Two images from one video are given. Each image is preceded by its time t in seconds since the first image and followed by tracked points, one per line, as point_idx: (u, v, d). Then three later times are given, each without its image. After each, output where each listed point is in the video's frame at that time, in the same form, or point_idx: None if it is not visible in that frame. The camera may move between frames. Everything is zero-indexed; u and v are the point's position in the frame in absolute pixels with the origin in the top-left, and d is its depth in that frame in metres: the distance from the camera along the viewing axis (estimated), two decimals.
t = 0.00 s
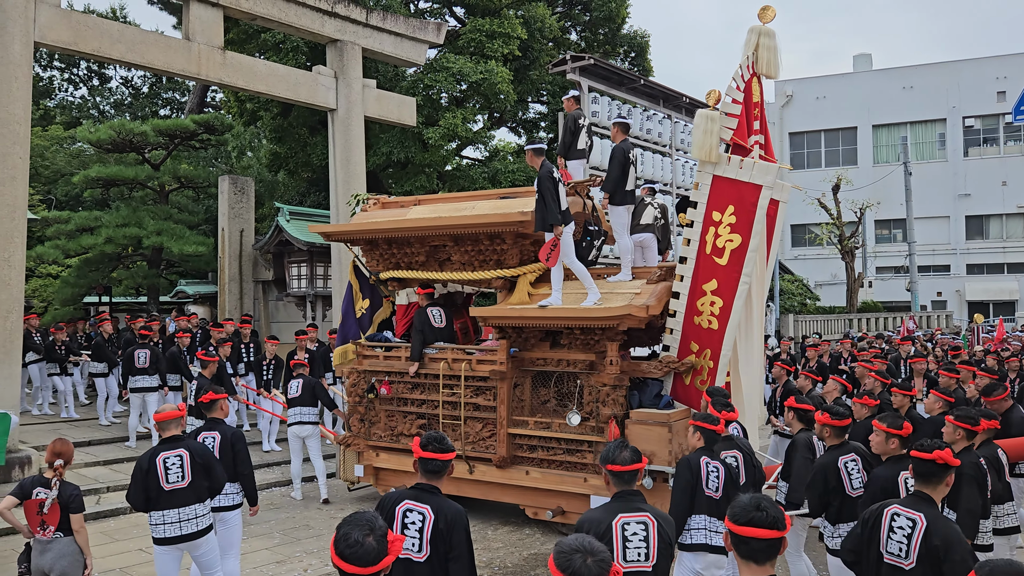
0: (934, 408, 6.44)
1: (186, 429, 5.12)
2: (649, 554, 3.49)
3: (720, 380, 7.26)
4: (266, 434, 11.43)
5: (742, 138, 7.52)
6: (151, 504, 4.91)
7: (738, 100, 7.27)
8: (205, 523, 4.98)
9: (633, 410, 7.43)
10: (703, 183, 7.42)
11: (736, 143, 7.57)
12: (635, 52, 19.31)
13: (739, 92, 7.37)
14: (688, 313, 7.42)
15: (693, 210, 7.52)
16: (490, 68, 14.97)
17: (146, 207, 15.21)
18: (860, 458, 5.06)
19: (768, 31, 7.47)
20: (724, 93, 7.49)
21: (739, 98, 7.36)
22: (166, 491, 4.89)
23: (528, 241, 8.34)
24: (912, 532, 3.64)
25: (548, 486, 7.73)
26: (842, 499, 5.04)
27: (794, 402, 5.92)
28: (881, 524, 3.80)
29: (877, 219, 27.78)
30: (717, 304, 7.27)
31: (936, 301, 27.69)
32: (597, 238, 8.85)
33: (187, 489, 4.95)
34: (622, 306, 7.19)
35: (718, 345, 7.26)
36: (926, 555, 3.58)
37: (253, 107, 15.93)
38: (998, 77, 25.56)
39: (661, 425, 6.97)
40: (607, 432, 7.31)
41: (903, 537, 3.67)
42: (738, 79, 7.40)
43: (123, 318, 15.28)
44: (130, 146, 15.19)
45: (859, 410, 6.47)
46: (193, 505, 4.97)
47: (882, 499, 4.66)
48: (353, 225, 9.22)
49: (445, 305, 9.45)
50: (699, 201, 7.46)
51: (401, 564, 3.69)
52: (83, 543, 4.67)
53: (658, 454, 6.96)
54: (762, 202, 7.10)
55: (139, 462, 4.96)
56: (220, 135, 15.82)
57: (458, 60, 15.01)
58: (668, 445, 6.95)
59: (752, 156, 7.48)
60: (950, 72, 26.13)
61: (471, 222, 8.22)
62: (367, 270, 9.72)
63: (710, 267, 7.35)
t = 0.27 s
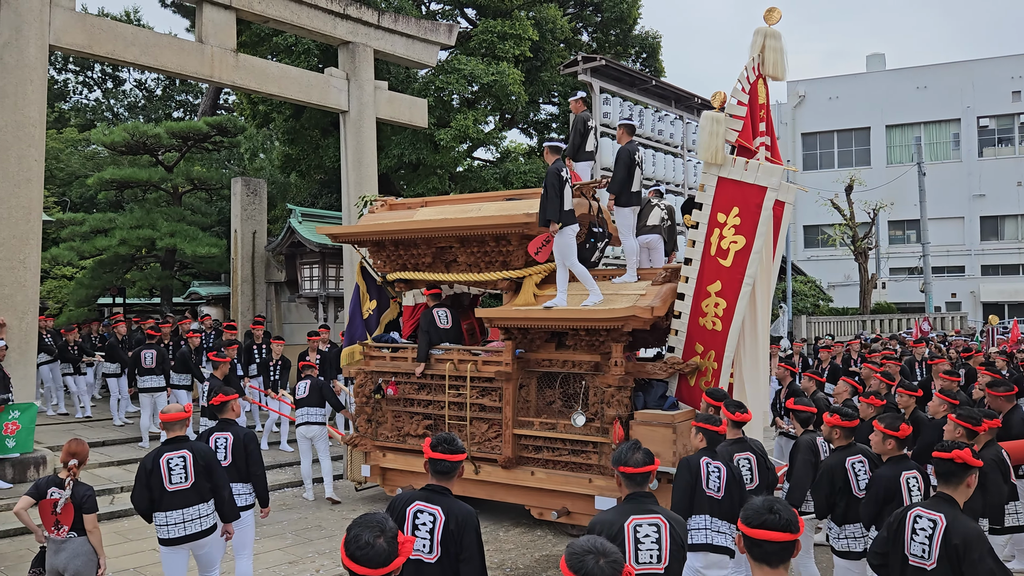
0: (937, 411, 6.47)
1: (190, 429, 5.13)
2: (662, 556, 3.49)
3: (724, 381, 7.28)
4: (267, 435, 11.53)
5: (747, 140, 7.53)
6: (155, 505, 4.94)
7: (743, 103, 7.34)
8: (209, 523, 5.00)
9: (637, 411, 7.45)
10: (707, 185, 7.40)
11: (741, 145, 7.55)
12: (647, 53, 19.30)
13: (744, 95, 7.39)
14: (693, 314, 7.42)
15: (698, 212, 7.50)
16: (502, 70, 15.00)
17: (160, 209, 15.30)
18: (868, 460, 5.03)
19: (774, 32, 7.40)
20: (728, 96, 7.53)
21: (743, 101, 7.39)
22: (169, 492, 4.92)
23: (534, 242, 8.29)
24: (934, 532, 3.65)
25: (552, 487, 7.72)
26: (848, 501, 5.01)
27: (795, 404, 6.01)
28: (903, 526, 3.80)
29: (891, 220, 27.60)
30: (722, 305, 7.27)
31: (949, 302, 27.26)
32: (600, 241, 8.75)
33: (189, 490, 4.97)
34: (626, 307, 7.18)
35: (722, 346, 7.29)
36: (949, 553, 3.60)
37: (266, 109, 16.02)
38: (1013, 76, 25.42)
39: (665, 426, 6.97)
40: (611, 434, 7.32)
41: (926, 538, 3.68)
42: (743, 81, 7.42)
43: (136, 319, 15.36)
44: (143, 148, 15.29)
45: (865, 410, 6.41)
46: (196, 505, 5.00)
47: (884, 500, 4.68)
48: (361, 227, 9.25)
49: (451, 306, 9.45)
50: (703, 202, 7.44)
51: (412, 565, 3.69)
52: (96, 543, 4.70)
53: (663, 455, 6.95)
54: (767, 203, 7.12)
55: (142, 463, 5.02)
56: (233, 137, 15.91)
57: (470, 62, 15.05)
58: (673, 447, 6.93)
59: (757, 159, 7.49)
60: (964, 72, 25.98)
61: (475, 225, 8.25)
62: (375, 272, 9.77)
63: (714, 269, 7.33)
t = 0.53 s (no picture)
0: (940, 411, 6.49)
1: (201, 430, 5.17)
2: (672, 558, 3.48)
3: (726, 382, 7.26)
4: (273, 434, 11.57)
5: (750, 142, 7.51)
6: (165, 503, 4.96)
7: (745, 104, 7.38)
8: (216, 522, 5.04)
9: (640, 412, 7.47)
10: (710, 186, 7.43)
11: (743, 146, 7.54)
12: (656, 54, 19.25)
13: (746, 96, 7.41)
14: (695, 315, 7.39)
15: (700, 213, 7.50)
16: (511, 71, 14.98)
17: (170, 210, 15.38)
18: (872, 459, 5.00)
19: (776, 34, 7.44)
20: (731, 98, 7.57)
21: (745, 102, 7.42)
22: (180, 490, 4.96)
23: (536, 244, 8.24)
24: (955, 529, 3.87)
25: (555, 487, 7.72)
26: (849, 499, 5.01)
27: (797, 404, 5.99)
28: (926, 526, 4.01)
29: (902, 220, 27.46)
30: (723, 306, 7.26)
31: (961, 303, 27.10)
32: (603, 242, 8.75)
33: (199, 489, 5.01)
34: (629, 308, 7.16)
35: (724, 347, 7.26)
36: (971, 550, 3.81)
37: (276, 111, 16.09)
38: None
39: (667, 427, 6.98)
40: (613, 434, 7.32)
41: (948, 536, 3.89)
42: (745, 82, 7.43)
43: (147, 319, 15.44)
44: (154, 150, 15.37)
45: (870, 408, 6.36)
46: (205, 504, 5.03)
47: (876, 502, 4.73)
48: (367, 228, 9.28)
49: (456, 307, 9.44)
50: (706, 203, 7.46)
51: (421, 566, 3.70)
52: (107, 542, 4.71)
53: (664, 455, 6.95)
54: (768, 204, 7.14)
55: (152, 460, 5.02)
56: (243, 138, 15.97)
57: (479, 63, 15.05)
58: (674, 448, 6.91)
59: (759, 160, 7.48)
60: (976, 71, 25.81)
61: (479, 226, 8.27)
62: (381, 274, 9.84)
63: (716, 270, 7.33)
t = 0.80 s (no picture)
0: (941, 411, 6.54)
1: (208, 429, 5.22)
2: (679, 559, 3.47)
3: (725, 383, 7.23)
4: (277, 435, 11.60)
5: (749, 142, 7.41)
6: (168, 498, 4.97)
7: (744, 106, 7.37)
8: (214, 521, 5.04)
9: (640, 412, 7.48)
10: (709, 188, 7.42)
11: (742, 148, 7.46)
12: (663, 54, 19.22)
13: (745, 98, 7.40)
14: (695, 316, 7.38)
15: (700, 214, 7.47)
16: (517, 72, 14.98)
17: (177, 211, 15.43)
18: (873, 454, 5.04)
19: (775, 36, 7.40)
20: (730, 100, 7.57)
21: (745, 104, 7.41)
22: (182, 487, 4.98)
23: (537, 245, 8.28)
24: (974, 527, 3.88)
25: (554, 487, 7.72)
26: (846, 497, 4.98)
27: (808, 404, 5.98)
28: (943, 525, 4.03)
29: (910, 221, 27.38)
30: (723, 307, 7.25)
31: (969, 304, 27.05)
32: (606, 243, 8.74)
33: (200, 488, 5.02)
34: (628, 309, 7.18)
35: (724, 348, 7.24)
36: (989, 548, 3.82)
37: (283, 113, 16.15)
38: None
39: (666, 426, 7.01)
40: (613, 434, 7.32)
41: (966, 533, 3.91)
42: (744, 85, 7.41)
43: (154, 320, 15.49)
44: (161, 151, 15.43)
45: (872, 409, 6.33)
46: (204, 503, 5.03)
47: (854, 503, 4.74)
48: (368, 230, 9.29)
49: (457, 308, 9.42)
50: (705, 205, 7.43)
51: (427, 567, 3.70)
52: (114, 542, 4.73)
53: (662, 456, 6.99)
54: (767, 206, 7.13)
55: (158, 457, 5.07)
56: (250, 140, 16.02)
57: (485, 64, 15.06)
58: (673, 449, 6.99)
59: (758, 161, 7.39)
60: (984, 72, 25.70)
61: (481, 227, 8.27)
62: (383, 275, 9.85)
63: (716, 271, 7.31)
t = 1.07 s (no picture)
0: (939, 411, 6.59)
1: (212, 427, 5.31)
2: (684, 561, 3.46)
3: (723, 384, 7.26)
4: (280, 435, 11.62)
5: (746, 144, 7.48)
6: (171, 493, 5.04)
7: (741, 107, 7.45)
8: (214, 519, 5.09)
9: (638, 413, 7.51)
10: (706, 189, 7.38)
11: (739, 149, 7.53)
12: (668, 55, 19.21)
13: (743, 99, 7.46)
14: (693, 317, 7.40)
15: (697, 216, 7.45)
16: (522, 73, 15.00)
17: (183, 212, 15.48)
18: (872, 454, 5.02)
19: (774, 37, 7.46)
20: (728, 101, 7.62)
21: (742, 104, 7.48)
22: (186, 482, 5.05)
23: (536, 246, 8.29)
24: (1003, 531, 3.84)
25: (553, 487, 7.72)
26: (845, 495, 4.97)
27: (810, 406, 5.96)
28: (969, 527, 3.99)
29: (915, 222, 27.31)
30: (721, 308, 7.24)
31: (976, 305, 26.94)
32: (606, 243, 8.72)
33: (204, 484, 5.09)
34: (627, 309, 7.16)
35: (722, 349, 7.26)
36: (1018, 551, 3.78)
37: (288, 115, 16.20)
38: None
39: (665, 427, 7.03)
40: (611, 435, 7.32)
41: (995, 536, 3.87)
42: (742, 85, 7.46)
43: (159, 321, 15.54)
44: (167, 152, 15.48)
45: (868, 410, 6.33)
46: (207, 500, 5.09)
47: (843, 500, 4.76)
48: (369, 230, 9.30)
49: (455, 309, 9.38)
50: (703, 207, 7.41)
51: (431, 567, 3.70)
52: (118, 543, 4.73)
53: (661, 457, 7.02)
54: (765, 207, 7.08)
55: (164, 450, 5.12)
56: (255, 141, 16.05)
57: (490, 65, 15.07)
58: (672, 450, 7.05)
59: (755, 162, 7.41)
60: (990, 72, 25.62)
61: (480, 228, 8.28)
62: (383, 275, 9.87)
63: (713, 273, 7.29)
